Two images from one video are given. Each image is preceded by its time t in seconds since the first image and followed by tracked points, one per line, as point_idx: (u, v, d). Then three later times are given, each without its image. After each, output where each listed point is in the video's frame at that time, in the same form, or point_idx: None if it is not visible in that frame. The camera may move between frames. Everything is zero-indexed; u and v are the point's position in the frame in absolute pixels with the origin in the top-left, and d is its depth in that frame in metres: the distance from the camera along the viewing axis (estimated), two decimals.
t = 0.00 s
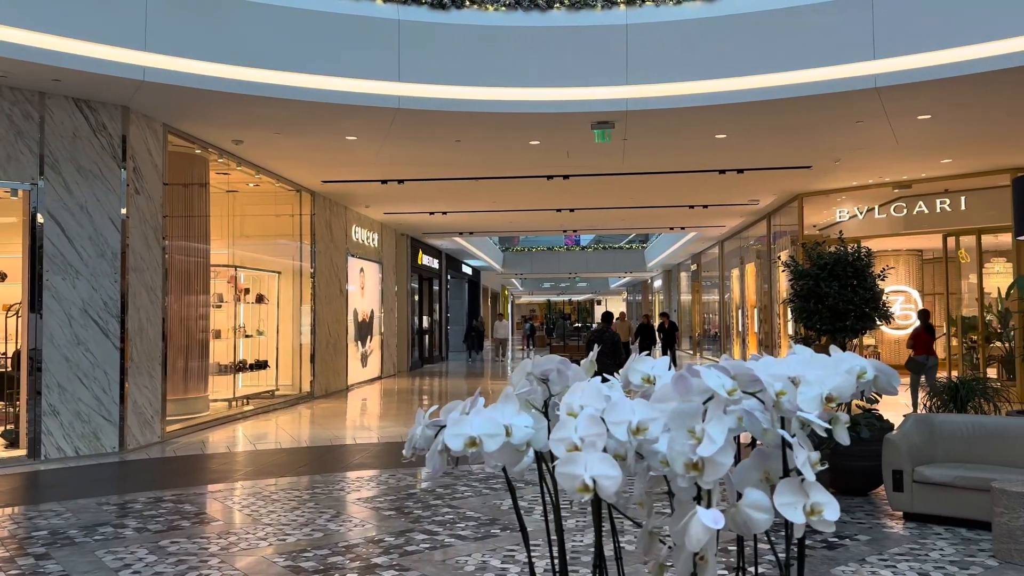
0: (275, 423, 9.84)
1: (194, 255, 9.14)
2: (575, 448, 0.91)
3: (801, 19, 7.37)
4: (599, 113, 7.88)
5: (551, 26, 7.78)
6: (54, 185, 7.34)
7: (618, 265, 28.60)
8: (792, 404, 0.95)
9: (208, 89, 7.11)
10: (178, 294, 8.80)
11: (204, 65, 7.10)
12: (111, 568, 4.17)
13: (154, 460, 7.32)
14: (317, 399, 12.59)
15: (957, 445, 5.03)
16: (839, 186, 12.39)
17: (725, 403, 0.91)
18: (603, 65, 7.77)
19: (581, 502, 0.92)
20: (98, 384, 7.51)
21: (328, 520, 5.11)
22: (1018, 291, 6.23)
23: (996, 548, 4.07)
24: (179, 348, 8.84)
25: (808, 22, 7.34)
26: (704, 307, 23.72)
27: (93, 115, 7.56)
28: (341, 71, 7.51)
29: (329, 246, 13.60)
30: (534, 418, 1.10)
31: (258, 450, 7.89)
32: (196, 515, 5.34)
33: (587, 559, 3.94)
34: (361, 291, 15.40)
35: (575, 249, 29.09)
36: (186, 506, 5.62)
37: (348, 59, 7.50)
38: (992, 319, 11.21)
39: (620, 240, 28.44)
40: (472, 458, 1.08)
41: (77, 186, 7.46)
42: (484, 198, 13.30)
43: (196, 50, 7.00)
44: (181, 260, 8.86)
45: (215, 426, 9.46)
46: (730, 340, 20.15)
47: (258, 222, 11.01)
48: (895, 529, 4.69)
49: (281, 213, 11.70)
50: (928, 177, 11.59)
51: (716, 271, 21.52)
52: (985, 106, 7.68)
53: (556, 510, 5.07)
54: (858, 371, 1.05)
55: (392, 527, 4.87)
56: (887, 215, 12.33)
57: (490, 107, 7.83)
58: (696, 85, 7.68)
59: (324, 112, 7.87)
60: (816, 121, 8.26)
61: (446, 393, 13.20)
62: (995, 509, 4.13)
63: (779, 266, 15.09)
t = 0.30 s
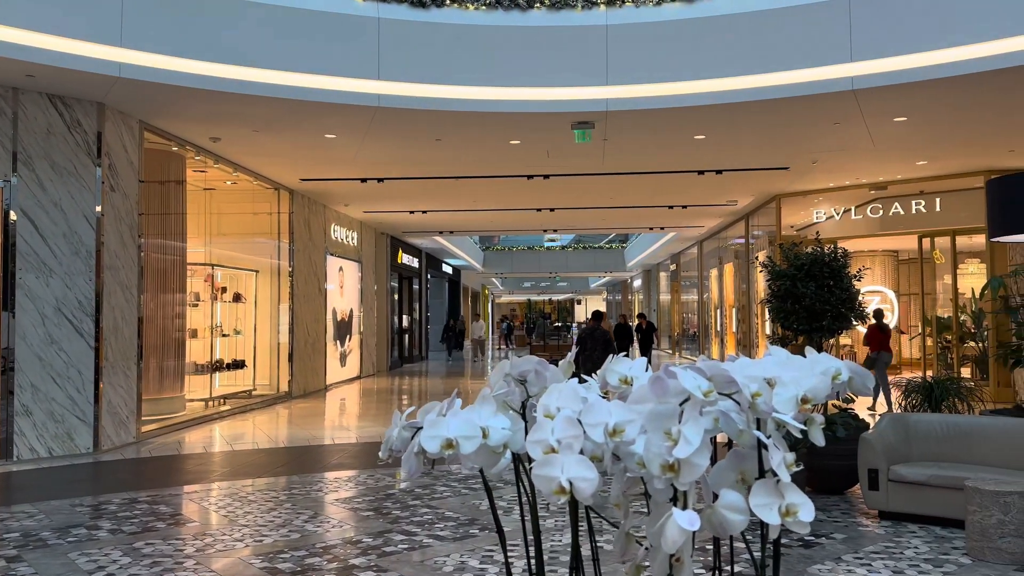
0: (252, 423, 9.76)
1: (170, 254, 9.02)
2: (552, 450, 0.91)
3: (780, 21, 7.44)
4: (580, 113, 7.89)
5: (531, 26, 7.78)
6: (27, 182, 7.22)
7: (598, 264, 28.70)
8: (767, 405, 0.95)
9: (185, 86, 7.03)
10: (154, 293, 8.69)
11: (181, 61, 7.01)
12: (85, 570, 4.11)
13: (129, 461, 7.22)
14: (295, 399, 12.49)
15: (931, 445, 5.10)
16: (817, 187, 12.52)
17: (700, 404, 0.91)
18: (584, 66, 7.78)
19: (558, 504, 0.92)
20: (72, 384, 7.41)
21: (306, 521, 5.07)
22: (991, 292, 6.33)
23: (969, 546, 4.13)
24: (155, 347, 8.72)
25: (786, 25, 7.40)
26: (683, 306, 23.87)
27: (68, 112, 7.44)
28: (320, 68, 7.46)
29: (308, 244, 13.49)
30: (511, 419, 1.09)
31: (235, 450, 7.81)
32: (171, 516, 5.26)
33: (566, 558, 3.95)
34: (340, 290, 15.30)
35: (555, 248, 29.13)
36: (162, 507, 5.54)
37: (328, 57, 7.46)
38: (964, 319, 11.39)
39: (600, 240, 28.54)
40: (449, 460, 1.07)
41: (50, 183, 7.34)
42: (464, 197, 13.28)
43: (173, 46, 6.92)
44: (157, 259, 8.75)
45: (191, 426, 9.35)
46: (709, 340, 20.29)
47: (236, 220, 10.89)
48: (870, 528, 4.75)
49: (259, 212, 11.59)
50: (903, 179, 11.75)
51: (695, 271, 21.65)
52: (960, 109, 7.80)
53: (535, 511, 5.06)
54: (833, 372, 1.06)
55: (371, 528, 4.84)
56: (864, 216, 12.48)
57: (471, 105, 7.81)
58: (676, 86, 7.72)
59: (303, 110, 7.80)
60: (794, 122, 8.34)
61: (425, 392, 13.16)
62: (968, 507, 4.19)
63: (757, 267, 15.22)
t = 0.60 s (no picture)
0: (234, 423, 9.68)
1: (151, 252, 8.91)
2: (534, 450, 0.90)
3: (762, 23, 7.49)
4: (564, 113, 7.90)
5: (516, 25, 7.79)
6: (5, 180, 7.12)
7: (582, 264, 28.77)
8: (749, 404, 0.95)
9: (166, 83, 6.97)
10: (134, 292, 8.59)
11: (163, 58, 6.95)
12: (63, 571, 4.06)
13: (108, 462, 7.13)
14: (277, 399, 12.41)
15: (911, 444, 5.16)
16: (799, 188, 12.62)
17: (682, 403, 0.91)
18: (568, 66, 7.79)
19: (540, 504, 0.92)
20: (50, 384, 7.32)
21: (288, 521, 5.03)
22: (970, 292, 6.41)
23: (949, 544, 4.18)
24: (135, 347, 8.63)
25: (769, 26, 7.45)
26: (666, 306, 23.98)
27: (47, 109, 7.34)
28: (304, 66, 7.41)
29: (291, 243, 13.41)
30: (493, 419, 1.09)
31: (217, 450, 7.75)
32: (151, 517, 5.21)
33: (549, 558, 3.95)
34: (323, 289, 15.22)
35: (540, 248, 29.17)
36: (142, 508, 5.48)
37: (311, 55, 7.41)
38: (944, 318, 11.52)
39: (584, 240, 28.60)
40: (430, 460, 1.07)
41: (29, 181, 7.25)
42: (448, 196, 13.26)
43: (154, 43, 6.86)
44: (138, 258, 8.65)
45: (172, 427, 9.26)
46: (692, 339, 20.38)
47: (218, 218, 10.80)
48: (851, 526, 4.79)
49: (241, 210, 11.50)
50: (884, 180, 11.86)
51: (679, 271, 21.77)
52: (940, 110, 7.88)
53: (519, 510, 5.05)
54: (814, 371, 1.07)
55: (353, 528, 4.82)
56: (845, 217, 12.60)
57: (456, 104, 7.80)
58: (660, 86, 7.75)
59: (286, 108, 7.75)
60: (777, 123, 8.40)
61: (409, 392, 13.12)
62: (948, 506, 4.24)
63: (739, 267, 15.32)
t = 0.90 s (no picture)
0: (220, 423, 9.61)
1: (136, 251, 8.83)
2: (520, 450, 0.90)
3: (750, 24, 7.52)
4: (552, 113, 7.91)
5: (504, 25, 7.79)
6: None
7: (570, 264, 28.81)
8: (734, 405, 0.95)
9: (152, 81, 6.92)
10: (119, 292, 8.52)
11: (148, 56, 6.90)
12: (47, 573, 4.02)
13: (93, 463, 7.07)
14: (263, 399, 12.35)
15: (895, 443, 5.20)
16: (786, 188, 12.69)
17: (668, 403, 0.91)
18: (556, 66, 7.80)
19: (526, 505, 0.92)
20: (34, 384, 7.26)
21: (274, 522, 5.01)
22: (955, 293, 6.47)
23: (933, 543, 4.22)
24: (121, 347, 8.55)
25: (756, 28, 7.49)
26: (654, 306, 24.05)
27: (31, 106, 7.26)
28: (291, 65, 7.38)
29: (277, 243, 13.33)
30: (479, 419, 1.08)
31: (203, 451, 7.69)
32: (136, 518, 5.17)
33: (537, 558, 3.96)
34: (310, 289, 15.16)
35: (528, 248, 29.19)
36: (127, 509, 5.44)
37: (299, 54, 7.38)
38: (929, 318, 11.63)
39: (572, 239, 28.65)
40: (416, 460, 1.06)
41: (12, 180, 7.18)
42: (436, 196, 13.24)
43: (140, 41, 6.81)
44: (123, 256, 8.57)
45: (157, 427, 9.19)
46: (679, 339, 20.46)
47: (204, 217, 10.73)
48: (836, 525, 4.82)
49: (227, 210, 11.42)
50: (870, 181, 11.96)
51: (666, 271, 21.84)
52: (925, 112, 7.95)
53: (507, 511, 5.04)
54: (800, 372, 1.07)
55: (340, 529, 4.80)
56: (831, 217, 12.69)
57: (444, 104, 7.79)
58: (648, 87, 7.77)
59: (273, 107, 7.71)
60: (764, 124, 8.44)
61: (397, 392, 13.10)
62: (932, 505, 4.28)
63: (726, 267, 15.40)
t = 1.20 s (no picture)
0: (209, 424, 9.56)
1: (125, 251, 8.77)
2: (507, 451, 0.90)
3: (740, 26, 7.55)
4: (543, 113, 7.92)
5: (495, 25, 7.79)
6: None
7: (561, 265, 28.83)
8: (720, 404, 0.96)
9: (142, 81, 6.89)
10: (108, 292, 8.47)
11: (137, 56, 6.87)
12: None
13: (81, 464, 7.02)
14: (253, 400, 12.30)
15: (884, 443, 5.23)
16: (775, 189, 12.74)
17: (655, 403, 0.91)
18: (547, 67, 7.80)
19: (513, 505, 0.92)
20: (22, 385, 7.20)
21: (263, 523, 4.99)
22: (942, 294, 6.51)
23: (921, 542, 4.25)
24: (109, 347, 8.49)
25: (746, 30, 7.52)
26: (644, 307, 24.11)
27: (18, 106, 7.19)
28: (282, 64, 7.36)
29: (267, 243, 13.28)
30: (467, 420, 1.08)
31: (191, 452, 7.65)
32: (125, 520, 5.13)
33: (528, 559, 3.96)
34: (300, 289, 15.10)
35: (518, 248, 29.20)
36: (115, 511, 5.40)
37: (290, 53, 7.36)
38: (917, 319, 11.70)
39: (563, 239, 28.67)
40: (404, 461, 1.06)
41: None
42: (426, 196, 13.22)
43: (129, 40, 6.77)
44: (111, 257, 8.51)
45: (145, 429, 9.12)
46: (669, 340, 20.51)
47: (194, 217, 10.67)
48: (825, 525, 4.85)
49: (217, 209, 11.37)
50: (859, 182, 12.02)
51: (657, 271, 21.89)
52: (913, 114, 8.00)
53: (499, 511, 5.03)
54: (786, 372, 1.08)
55: (329, 530, 4.79)
56: (820, 218, 12.75)
57: (434, 104, 7.79)
58: (638, 88, 7.79)
59: (263, 107, 7.68)
60: (754, 125, 8.47)
61: (387, 393, 13.07)
62: (920, 504, 4.31)
63: (716, 268, 15.45)
